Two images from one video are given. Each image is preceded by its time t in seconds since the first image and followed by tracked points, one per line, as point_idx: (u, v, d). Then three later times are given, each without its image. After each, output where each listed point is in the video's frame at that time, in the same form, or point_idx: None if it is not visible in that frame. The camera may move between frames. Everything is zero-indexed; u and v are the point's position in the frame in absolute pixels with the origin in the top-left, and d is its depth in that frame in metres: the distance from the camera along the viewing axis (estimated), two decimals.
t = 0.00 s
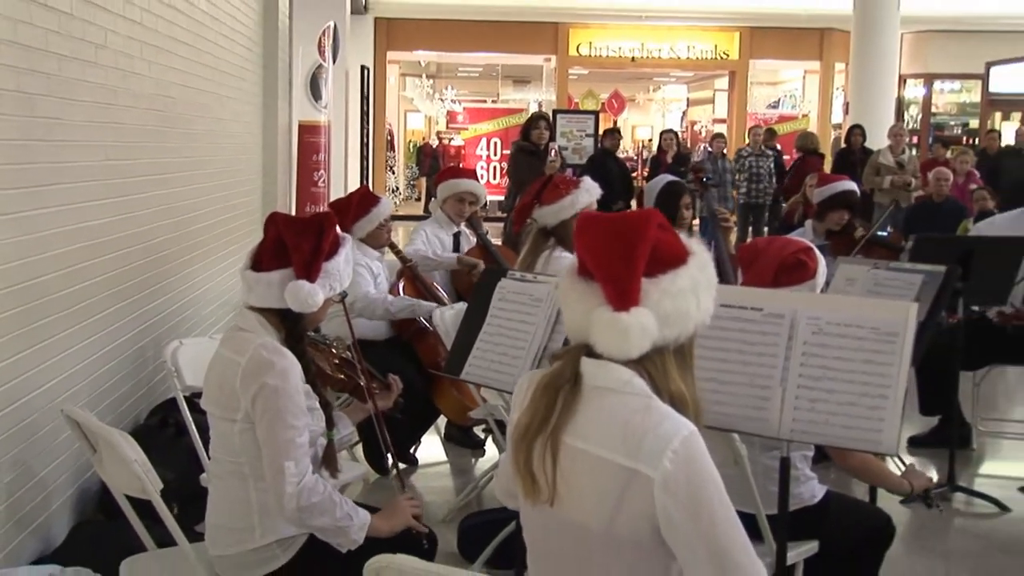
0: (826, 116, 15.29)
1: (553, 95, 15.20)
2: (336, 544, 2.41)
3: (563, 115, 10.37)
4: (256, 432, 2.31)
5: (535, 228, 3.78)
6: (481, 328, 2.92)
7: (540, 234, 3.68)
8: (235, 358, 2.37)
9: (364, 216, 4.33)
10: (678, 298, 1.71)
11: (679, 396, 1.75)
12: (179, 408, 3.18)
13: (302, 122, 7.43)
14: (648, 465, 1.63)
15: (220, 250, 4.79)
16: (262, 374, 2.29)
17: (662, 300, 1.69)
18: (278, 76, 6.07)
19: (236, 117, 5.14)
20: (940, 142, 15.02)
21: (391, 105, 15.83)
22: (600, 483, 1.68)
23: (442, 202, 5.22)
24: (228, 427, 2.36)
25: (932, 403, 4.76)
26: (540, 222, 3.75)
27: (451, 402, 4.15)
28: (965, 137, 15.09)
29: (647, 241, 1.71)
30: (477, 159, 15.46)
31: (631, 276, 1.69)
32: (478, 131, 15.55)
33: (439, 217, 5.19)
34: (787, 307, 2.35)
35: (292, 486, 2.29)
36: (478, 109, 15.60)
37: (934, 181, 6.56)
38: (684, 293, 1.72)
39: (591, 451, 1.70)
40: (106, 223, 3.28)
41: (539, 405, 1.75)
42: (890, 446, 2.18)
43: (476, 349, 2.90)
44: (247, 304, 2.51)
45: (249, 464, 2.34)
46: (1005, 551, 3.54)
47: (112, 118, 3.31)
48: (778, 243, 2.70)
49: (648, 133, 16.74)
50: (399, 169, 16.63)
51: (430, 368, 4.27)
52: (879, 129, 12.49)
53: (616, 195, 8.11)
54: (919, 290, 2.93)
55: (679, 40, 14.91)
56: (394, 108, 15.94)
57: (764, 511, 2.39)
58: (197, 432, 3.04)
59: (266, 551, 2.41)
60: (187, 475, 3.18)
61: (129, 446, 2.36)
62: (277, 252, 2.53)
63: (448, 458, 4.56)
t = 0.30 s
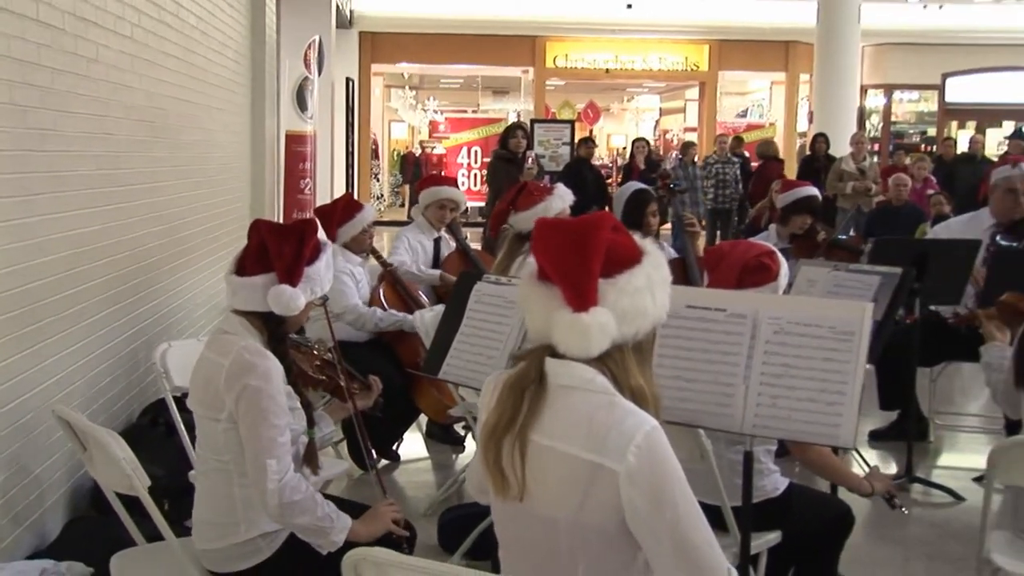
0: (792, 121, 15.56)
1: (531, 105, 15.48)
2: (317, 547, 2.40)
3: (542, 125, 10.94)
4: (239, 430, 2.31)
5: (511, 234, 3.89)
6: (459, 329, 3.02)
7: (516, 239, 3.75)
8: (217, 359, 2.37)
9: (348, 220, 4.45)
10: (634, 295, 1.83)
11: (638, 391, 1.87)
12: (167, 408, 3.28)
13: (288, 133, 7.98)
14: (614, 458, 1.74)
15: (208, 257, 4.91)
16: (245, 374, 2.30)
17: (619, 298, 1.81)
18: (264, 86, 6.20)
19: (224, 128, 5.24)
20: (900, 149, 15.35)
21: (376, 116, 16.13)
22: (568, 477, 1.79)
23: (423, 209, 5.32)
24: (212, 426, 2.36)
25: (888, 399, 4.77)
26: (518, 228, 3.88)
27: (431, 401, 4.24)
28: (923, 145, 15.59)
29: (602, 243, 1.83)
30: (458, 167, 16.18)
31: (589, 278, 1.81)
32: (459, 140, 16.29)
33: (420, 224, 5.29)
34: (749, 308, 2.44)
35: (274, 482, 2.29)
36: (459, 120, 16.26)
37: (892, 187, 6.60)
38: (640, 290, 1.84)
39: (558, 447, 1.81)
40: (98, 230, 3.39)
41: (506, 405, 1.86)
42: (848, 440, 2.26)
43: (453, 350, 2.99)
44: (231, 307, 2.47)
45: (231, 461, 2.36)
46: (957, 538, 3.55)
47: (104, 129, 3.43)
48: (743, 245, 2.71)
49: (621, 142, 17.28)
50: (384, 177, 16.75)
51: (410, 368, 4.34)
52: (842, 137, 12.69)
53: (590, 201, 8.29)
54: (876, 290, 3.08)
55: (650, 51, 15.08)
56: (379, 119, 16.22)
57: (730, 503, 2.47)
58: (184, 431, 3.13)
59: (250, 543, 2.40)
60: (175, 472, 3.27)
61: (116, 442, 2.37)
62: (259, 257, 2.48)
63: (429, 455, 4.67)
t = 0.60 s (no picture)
0: (757, 128, 16.22)
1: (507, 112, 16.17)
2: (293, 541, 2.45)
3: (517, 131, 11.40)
4: (218, 425, 2.37)
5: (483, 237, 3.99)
6: (433, 327, 3.12)
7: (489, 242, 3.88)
8: (198, 357, 2.41)
9: (328, 224, 4.56)
10: (590, 293, 1.92)
11: (597, 386, 1.98)
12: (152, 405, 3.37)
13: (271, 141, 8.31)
14: (576, 450, 1.82)
15: (193, 258, 5.03)
16: (224, 370, 2.34)
17: (576, 297, 1.90)
18: (249, 93, 6.34)
19: (208, 135, 5.35)
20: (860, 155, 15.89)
21: (360, 124, 16.74)
22: (533, 469, 1.86)
23: (401, 212, 5.42)
24: (192, 421, 2.40)
25: (846, 390, 4.86)
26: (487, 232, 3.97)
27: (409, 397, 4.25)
28: (880, 150, 16.48)
29: (559, 245, 1.91)
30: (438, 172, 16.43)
31: (546, 279, 1.89)
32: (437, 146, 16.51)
33: (398, 227, 5.39)
34: (709, 307, 2.50)
35: (252, 475, 2.33)
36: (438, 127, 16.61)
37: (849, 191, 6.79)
38: (596, 289, 1.93)
39: (523, 440, 1.88)
40: (83, 234, 3.48)
41: (472, 401, 1.92)
42: (803, 431, 2.36)
43: (428, 347, 3.09)
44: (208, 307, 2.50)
45: (212, 456, 2.40)
46: (908, 524, 3.61)
47: (91, 135, 3.53)
48: (705, 249, 2.78)
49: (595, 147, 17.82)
50: (366, 182, 17.61)
51: (389, 365, 4.43)
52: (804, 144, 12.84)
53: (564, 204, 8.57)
54: (830, 288, 3.21)
55: (622, 62, 15.70)
56: (361, 126, 16.89)
57: (690, 493, 2.58)
58: (168, 427, 3.22)
59: (230, 534, 2.43)
60: (158, 470, 3.36)
61: (98, 438, 2.37)
62: (238, 258, 2.53)
63: (407, 447, 4.81)
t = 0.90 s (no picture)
0: (730, 134, 16.86)
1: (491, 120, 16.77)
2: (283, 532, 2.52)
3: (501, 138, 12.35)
4: (208, 420, 2.45)
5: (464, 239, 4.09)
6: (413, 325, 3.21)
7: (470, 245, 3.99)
8: (186, 355, 2.49)
9: (318, 224, 4.66)
10: (551, 296, 1.96)
11: (564, 382, 2.05)
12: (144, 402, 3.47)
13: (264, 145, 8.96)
14: (548, 443, 1.89)
15: (185, 260, 5.17)
16: (213, 368, 2.41)
17: (538, 300, 1.95)
18: (241, 99, 6.49)
19: (200, 141, 5.47)
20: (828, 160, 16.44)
21: (349, 129, 17.47)
22: (506, 462, 1.94)
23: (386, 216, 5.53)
24: (182, 416, 2.48)
25: (814, 384, 4.95)
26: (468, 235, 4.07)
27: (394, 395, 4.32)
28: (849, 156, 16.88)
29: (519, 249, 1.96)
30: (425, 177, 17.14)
31: (506, 284, 1.94)
32: (424, 153, 17.29)
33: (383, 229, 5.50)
34: (677, 306, 2.59)
35: (243, 468, 2.42)
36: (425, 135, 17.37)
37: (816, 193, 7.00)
38: (557, 291, 1.97)
39: (495, 436, 1.95)
40: (77, 237, 3.59)
41: (446, 399, 1.99)
42: (767, 424, 2.43)
43: (409, 345, 3.18)
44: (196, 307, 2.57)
45: (201, 450, 2.49)
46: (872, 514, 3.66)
47: (86, 142, 3.66)
48: (674, 250, 2.86)
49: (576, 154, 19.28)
50: (357, 185, 18.26)
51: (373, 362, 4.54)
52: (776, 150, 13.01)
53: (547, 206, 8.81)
54: (796, 288, 3.23)
55: (601, 71, 16.26)
56: (350, 131, 17.56)
57: (660, 484, 2.68)
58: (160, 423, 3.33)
59: (217, 525, 2.51)
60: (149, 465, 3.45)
61: (89, 432, 2.43)
62: (225, 259, 2.59)
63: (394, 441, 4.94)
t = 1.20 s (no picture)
0: (704, 138, 17.22)
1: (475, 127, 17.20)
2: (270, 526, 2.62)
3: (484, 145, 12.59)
4: (196, 416, 2.55)
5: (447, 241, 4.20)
6: (395, 324, 3.32)
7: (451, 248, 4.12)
8: (176, 353, 2.59)
9: (306, 226, 4.83)
10: (519, 298, 1.99)
11: (536, 382, 2.09)
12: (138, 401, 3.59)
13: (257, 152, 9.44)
14: (511, 435, 1.94)
15: (177, 263, 5.31)
16: (201, 366, 2.51)
17: (505, 302, 1.98)
18: (233, 107, 6.66)
19: (192, 148, 5.61)
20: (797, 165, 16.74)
21: (337, 137, 17.86)
22: (472, 454, 1.99)
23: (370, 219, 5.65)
24: (171, 412, 2.58)
25: (781, 377, 5.11)
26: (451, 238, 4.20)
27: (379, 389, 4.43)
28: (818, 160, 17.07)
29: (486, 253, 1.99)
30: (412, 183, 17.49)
31: (473, 286, 1.98)
32: (412, 157, 17.75)
33: (368, 232, 5.63)
34: (647, 303, 2.72)
35: (232, 461, 2.50)
36: (412, 141, 17.82)
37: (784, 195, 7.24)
38: (526, 293, 2.00)
39: (464, 428, 2.01)
40: (72, 242, 3.73)
41: (419, 393, 2.07)
42: (732, 417, 2.54)
43: (392, 343, 3.29)
44: (184, 308, 2.68)
45: (191, 445, 2.59)
46: (838, 501, 3.78)
47: (80, 150, 3.80)
48: (647, 251, 2.99)
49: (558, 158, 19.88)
50: (345, 190, 18.70)
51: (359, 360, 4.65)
52: (746, 154, 13.19)
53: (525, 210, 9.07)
54: (762, 286, 3.41)
55: (580, 79, 16.70)
56: (339, 137, 17.98)
57: (632, 475, 2.81)
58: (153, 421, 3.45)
59: (206, 517, 2.63)
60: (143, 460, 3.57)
61: (82, 430, 2.51)
62: (211, 261, 2.70)
63: (381, 436, 5.07)
